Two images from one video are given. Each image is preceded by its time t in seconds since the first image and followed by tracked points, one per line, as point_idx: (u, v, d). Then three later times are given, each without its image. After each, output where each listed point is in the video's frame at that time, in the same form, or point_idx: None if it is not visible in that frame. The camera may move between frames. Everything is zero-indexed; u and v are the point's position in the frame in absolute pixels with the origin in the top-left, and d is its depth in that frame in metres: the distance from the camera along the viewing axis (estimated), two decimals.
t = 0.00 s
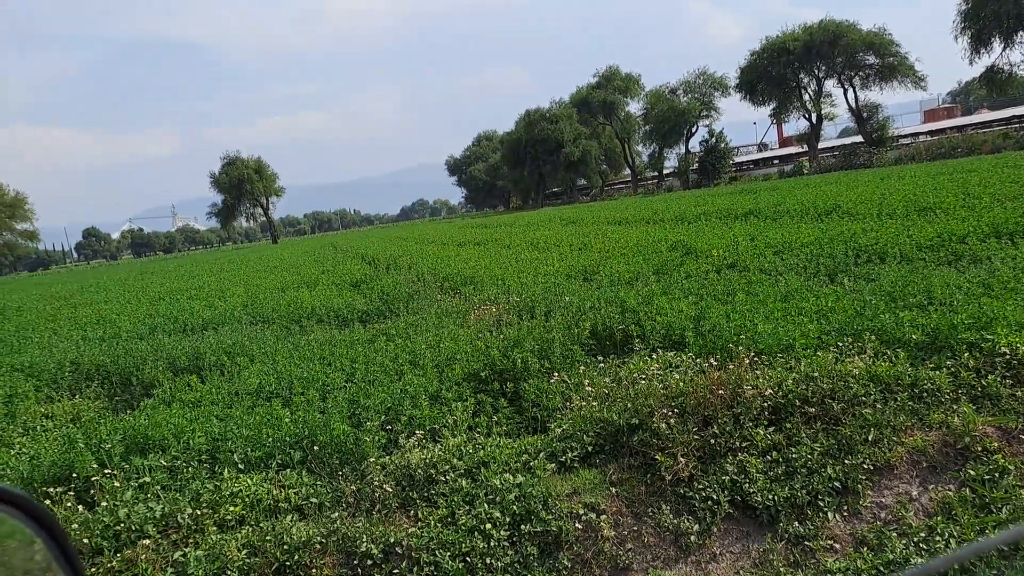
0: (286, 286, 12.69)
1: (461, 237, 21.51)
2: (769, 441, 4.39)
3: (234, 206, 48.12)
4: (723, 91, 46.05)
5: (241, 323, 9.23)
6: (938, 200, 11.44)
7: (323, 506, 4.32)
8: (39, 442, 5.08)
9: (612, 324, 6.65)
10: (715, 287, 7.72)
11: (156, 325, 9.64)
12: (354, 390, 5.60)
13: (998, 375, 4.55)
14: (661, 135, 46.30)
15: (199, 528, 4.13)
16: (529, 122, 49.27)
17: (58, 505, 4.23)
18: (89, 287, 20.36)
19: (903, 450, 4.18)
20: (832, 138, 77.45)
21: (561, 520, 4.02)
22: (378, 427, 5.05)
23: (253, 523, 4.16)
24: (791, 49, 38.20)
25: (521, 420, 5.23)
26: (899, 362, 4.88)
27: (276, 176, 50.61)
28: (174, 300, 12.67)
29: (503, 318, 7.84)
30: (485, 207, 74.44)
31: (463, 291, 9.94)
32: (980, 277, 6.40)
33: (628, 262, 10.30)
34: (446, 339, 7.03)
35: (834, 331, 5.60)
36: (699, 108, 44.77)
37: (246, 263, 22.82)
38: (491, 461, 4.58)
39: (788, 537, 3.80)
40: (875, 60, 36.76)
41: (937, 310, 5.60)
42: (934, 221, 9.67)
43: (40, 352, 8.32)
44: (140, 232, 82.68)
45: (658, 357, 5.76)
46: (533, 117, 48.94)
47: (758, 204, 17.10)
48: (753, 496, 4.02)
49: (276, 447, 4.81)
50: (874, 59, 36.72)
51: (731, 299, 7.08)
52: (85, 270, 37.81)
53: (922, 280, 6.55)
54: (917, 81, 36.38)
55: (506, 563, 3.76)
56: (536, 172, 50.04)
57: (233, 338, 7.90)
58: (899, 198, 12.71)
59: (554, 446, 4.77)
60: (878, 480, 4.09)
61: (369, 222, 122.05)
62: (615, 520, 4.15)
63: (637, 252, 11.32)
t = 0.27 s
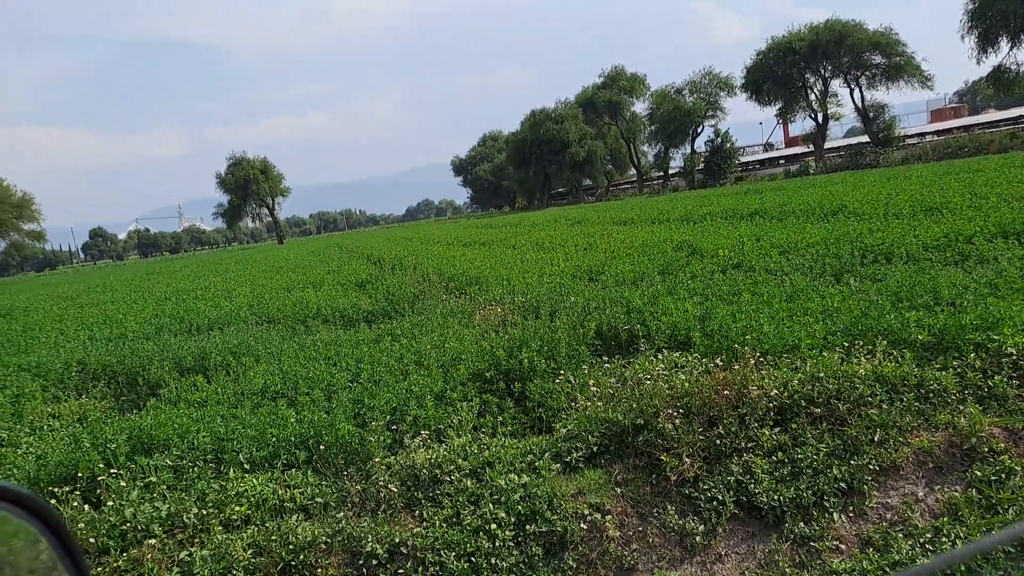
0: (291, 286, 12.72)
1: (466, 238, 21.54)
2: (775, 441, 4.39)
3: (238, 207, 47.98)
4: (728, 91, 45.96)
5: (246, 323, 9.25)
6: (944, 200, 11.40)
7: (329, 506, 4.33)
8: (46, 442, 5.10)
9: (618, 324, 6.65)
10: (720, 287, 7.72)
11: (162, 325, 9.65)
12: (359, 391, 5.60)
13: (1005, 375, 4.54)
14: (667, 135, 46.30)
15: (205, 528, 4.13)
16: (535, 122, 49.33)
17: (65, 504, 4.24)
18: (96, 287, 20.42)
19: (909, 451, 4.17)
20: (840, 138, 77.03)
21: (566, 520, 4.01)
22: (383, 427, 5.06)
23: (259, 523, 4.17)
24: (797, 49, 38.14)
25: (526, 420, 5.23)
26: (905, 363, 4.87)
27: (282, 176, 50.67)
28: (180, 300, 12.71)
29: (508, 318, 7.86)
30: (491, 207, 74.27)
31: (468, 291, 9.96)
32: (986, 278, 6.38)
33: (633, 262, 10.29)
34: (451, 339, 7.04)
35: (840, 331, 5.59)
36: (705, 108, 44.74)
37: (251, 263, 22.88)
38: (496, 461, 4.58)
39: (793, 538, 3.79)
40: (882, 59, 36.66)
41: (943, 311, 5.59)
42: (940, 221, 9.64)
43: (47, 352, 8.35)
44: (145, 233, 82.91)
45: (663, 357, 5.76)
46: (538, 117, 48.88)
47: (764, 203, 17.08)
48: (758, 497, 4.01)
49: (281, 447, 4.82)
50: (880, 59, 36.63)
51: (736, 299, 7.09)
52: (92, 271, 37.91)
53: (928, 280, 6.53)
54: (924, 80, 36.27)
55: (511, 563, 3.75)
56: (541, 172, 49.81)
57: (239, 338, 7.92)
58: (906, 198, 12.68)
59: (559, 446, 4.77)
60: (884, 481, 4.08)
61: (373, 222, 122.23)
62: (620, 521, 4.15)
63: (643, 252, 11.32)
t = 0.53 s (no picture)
0: (302, 286, 12.79)
1: (475, 238, 21.59)
2: (785, 442, 4.37)
3: (249, 206, 48.29)
4: (739, 90, 45.77)
5: (257, 323, 9.30)
6: (956, 200, 11.34)
7: (339, 506, 4.33)
8: (57, 442, 5.14)
9: (627, 325, 6.66)
10: (730, 288, 7.71)
11: (173, 325, 9.69)
12: (368, 392, 5.61)
13: (1017, 376, 4.50)
14: (677, 135, 46.25)
15: (216, 528, 4.15)
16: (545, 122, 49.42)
17: (76, 504, 4.26)
18: (108, 288, 20.57)
19: (920, 452, 4.15)
20: (851, 137, 76.51)
21: (575, 521, 4.00)
22: (392, 427, 5.07)
23: (269, 522, 4.17)
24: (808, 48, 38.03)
25: (535, 421, 5.23)
26: (916, 364, 4.84)
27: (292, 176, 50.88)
28: (191, 301, 12.79)
29: (517, 319, 7.88)
30: (499, 208, 74.23)
31: (478, 291, 9.98)
32: (999, 278, 6.34)
33: (643, 262, 10.29)
34: (460, 340, 7.07)
35: (851, 331, 5.58)
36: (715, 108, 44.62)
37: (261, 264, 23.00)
38: (505, 461, 4.58)
39: (804, 540, 3.77)
40: (893, 58, 36.49)
41: (955, 311, 5.55)
42: (953, 220, 9.60)
43: (60, 352, 8.43)
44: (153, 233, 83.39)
45: (673, 358, 5.76)
46: (548, 117, 49.10)
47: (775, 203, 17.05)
48: (769, 498, 3.99)
49: (291, 447, 4.84)
50: (892, 58, 36.46)
51: (746, 299, 7.10)
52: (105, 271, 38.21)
53: (940, 281, 6.49)
54: (936, 79, 36.07)
55: (521, 564, 3.74)
56: (551, 172, 49.85)
57: (249, 338, 7.97)
58: (918, 198, 12.62)
59: (569, 447, 4.77)
60: (895, 482, 4.05)
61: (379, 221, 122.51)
62: (630, 522, 4.13)
63: (652, 252, 11.34)
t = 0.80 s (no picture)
0: (318, 287, 12.89)
1: (490, 239, 21.65)
2: (802, 444, 4.34)
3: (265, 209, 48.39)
4: (757, 89, 45.50)
5: (273, 323, 9.38)
6: (976, 200, 11.23)
7: (354, 506, 4.33)
8: (77, 442, 5.20)
9: (643, 326, 6.67)
10: (746, 289, 7.71)
11: (190, 326, 9.78)
12: (383, 392, 5.68)
13: None
14: (693, 135, 46.10)
15: (232, 527, 4.17)
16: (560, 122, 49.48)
17: (95, 503, 4.30)
18: (125, 289, 20.80)
19: (939, 454, 4.10)
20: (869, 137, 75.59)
21: (591, 522, 3.97)
22: (407, 428, 5.10)
23: (285, 522, 4.18)
24: (825, 47, 37.87)
25: (550, 421, 5.24)
26: (935, 365, 4.81)
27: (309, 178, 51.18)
28: (209, 301, 12.93)
29: (532, 320, 7.91)
30: (514, 209, 74.22)
31: (493, 292, 10.03)
32: (1019, 278, 6.28)
33: (658, 263, 10.30)
34: (475, 341, 7.11)
35: (868, 332, 5.56)
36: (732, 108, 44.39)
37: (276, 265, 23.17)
38: (520, 462, 4.58)
39: (820, 542, 3.71)
40: (912, 57, 36.22)
41: (974, 312, 5.51)
42: (972, 220, 9.52)
43: (80, 352, 8.54)
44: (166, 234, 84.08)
45: (688, 359, 5.76)
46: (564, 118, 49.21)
47: (792, 203, 16.97)
48: (785, 500, 3.95)
49: (306, 447, 4.87)
50: (910, 57, 36.19)
51: (762, 300, 7.11)
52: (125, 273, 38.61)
53: (959, 281, 6.44)
54: (955, 78, 35.76)
55: (535, 565, 3.71)
56: (566, 173, 49.88)
57: (266, 338, 8.06)
58: (936, 198, 12.52)
59: (583, 448, 4.76)
60: (913, 484, 4.00)
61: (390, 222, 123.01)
62: (645, 523, 4.10)
63: (668, 252, 11.34)
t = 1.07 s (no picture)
0: (335, 288, 12.97)
1: (507, 240, 21.69)
2: (820, 446, 4.30)
3: (283, 210, 49.02)
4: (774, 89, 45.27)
5: (291, 324, 9.45)
6: (997, 199, 11.11)
7: (371, 506, 4.34)
8: (97, 441, 5.27)
9: (659, 327, 6.68)
10: (764, 290, 7.69)
11: (208, 327, 9.86)
12: (400, 393, 5.77)
13: None
14: (709, 135, 45.95)
15: (250, 527, 4.18)
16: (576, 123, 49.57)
17: (115, 502, 4.33)
18: (143, 290, 21.05)
19: (960, 456, 4.05)
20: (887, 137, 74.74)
21: (608, 523, 3.93)
22: (424, 428, 5.13)
23: (302, 522, 4.19)
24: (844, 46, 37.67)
25: (567, 423, 5.25)
26: (955, 366, 4.77)
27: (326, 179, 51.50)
28: (226, 302, 13.06)
29: (548, 321, 7.94)
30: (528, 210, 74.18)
31: (509, 293, 10.06)
32: None
33: (675, 263, 10.29)
34: (491, 342, 7.15)
35: (887, 334, 5.53)
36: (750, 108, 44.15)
37: (291, 266, 23.33)
38: (537, 463, 4.58)
39: (839, 544, 3.65)
40: (932, 56, 35.92)
41: (996, 313, 5.46)
42: (994, 220, 9.43)
43: (99, 353, 8.65)
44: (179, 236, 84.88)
45: (705, 360, 5.76)
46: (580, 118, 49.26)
47: (811, 204, 16.87)
48: (803, 502, 3.90)
49: (324, 447, 4.91)
50: (931, 55, 35.89)
51: (780, 301, 7.11)
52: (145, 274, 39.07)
53: (981, 282, 6.38)
54: (976, 77, 35.41)
55: (552, 565, 3.67)
56: (582, 174, 49.79)
57: (284, 339, 8.14)
58: (956, 198, 12.40)
59: (600, 449, 4.75)
60: (933, 487, 3.95)
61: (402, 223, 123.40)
62: (662, 525, 4.06)
63: (685, 253, 11.33)
